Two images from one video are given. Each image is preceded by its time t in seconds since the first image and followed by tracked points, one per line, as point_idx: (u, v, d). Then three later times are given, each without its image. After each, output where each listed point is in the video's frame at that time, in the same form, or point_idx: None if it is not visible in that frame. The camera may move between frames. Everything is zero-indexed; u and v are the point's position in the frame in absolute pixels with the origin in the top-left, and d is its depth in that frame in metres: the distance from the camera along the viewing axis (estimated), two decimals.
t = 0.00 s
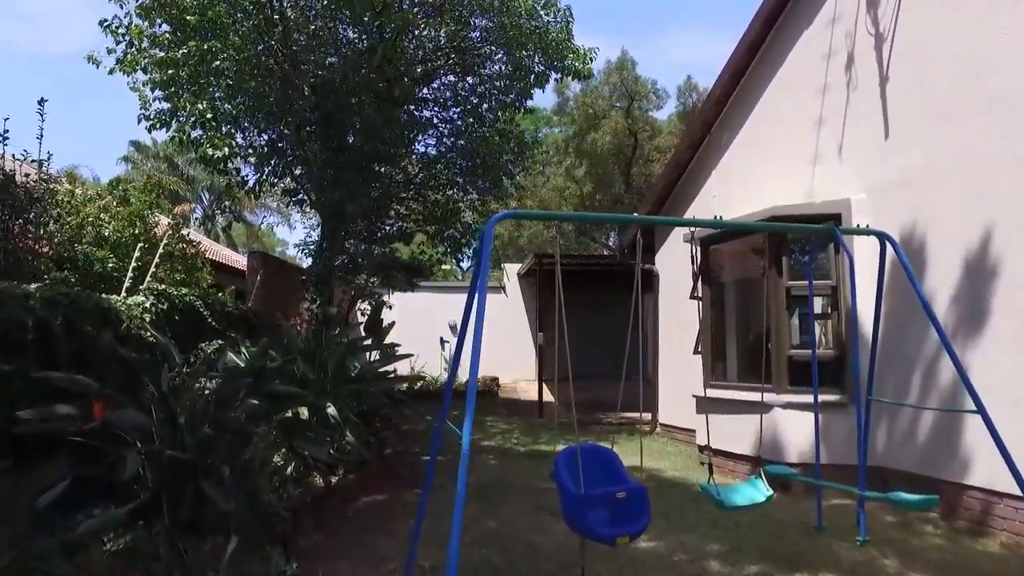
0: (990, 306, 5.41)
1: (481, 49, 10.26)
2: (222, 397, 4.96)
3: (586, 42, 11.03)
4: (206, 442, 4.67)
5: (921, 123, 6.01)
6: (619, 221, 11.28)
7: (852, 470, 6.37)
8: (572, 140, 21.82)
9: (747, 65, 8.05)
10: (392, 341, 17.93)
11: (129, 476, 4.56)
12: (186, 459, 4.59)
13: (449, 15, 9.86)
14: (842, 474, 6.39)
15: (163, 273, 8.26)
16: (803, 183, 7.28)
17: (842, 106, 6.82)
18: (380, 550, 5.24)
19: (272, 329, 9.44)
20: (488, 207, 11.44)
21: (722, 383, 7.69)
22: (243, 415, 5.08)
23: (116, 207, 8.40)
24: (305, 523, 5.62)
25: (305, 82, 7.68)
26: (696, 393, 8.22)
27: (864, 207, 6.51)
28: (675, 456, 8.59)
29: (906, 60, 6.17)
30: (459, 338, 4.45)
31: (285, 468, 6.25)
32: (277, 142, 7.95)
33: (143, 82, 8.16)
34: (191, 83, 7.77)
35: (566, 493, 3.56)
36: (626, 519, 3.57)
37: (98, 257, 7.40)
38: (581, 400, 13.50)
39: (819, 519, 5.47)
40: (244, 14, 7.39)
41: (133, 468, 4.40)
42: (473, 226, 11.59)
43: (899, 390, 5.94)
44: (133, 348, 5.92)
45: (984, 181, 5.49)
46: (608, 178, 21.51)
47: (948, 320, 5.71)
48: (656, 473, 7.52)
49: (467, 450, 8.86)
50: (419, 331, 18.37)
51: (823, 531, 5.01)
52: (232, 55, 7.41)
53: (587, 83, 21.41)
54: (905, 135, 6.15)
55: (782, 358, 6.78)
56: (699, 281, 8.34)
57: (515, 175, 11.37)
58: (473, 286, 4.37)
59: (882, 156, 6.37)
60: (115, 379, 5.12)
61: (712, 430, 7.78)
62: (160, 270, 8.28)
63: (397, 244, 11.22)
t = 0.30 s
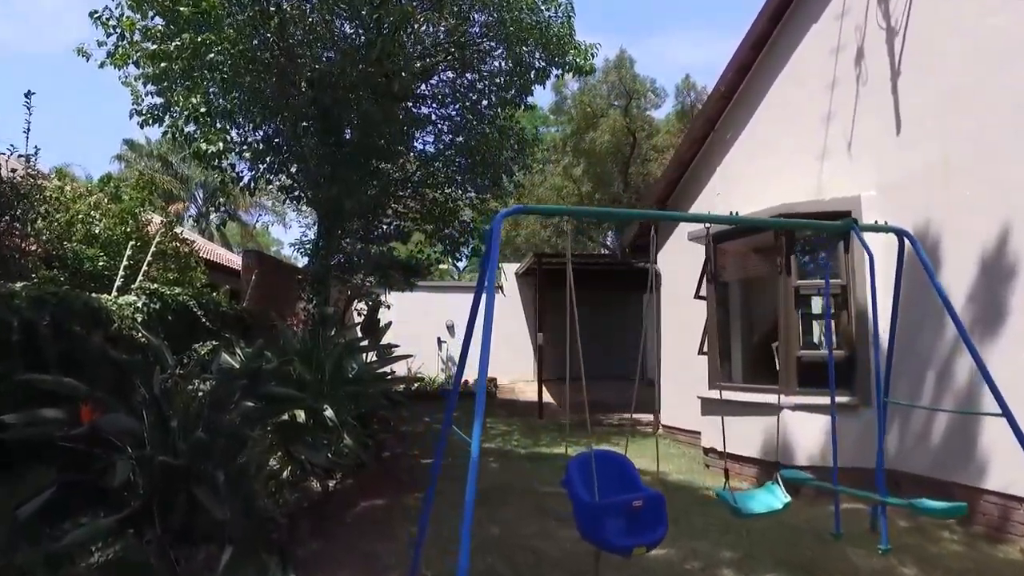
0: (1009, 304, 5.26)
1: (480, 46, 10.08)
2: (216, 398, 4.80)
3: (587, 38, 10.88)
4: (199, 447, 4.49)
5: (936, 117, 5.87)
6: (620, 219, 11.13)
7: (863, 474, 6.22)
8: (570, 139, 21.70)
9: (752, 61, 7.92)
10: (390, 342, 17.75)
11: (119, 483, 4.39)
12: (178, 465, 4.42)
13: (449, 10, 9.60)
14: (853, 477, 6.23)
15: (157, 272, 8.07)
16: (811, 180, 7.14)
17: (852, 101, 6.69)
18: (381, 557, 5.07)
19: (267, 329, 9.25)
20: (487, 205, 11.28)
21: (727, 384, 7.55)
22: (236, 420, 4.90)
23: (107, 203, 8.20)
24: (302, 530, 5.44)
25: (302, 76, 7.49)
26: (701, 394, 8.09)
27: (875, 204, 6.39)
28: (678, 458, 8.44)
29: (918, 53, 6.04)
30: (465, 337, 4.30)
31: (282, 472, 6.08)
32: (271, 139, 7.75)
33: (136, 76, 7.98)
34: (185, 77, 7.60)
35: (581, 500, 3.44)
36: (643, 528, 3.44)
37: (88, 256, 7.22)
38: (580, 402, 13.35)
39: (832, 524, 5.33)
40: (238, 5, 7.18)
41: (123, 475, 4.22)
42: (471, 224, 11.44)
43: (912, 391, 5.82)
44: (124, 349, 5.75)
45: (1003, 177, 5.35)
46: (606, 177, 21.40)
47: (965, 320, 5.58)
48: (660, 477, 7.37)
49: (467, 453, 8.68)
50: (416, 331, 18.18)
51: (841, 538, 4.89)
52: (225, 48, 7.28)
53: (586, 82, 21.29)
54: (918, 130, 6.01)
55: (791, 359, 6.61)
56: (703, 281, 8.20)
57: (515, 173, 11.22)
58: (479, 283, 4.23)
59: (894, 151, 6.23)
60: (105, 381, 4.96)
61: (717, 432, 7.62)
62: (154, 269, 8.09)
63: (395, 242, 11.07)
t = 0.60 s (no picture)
0: None
1: (479, 41, 9.95)
2: (210, 402, 4.60)
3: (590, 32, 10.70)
4: (191, 452, 4.30)
5: (953, 111, 5.70)
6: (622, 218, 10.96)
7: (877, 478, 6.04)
8: (569, 137, 21.54)
9: (758, 56, 7.75)
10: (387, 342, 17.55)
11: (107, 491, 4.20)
12: (169, 473, 4.23)
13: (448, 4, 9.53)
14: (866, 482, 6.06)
15: (149, 270, 7.86)
16: (820, 176, 6.97)
17: (864, 95, 6.52)
18: (380, 566, 4.87)
19: (262, 329, 9.05)
20: (487, 203, 11.10)
21: (734, 385, 7.37)
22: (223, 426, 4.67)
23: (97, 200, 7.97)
24: (299, 538, 5.24)
25: (299, 68, 7.28)
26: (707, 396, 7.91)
27: (889, 200, 6.22)
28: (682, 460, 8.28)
29: (934, 46, 5.87)
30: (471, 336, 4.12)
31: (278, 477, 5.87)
32: (267, 133, 7.58)
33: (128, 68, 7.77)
34: (178, 69, 7.39)
35: (597, 511, 3.33)
36: (664, 538, 3.33)
37: (77, 253, 7.01)
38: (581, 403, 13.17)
39: (847, 530, 5.17)
40: None
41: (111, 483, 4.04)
42: (471, 222, 11.26)
43: (928, 392, 5.64)
44: (113, 350, 5.55)
45: None
46: (606, 176, 21.24)
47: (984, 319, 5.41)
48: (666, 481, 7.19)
49: (468, 456, 8.49)
50: (414, 331, 17.99)
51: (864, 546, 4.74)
52: (220, 39, 7.08)
53: (585, 79, 21.13)
54: (935, 124, 5.84)
55: (802, 360, 6.44)
56: (708, 279, 8.03)
57: (516, 170, 11.03)
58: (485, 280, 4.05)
59: (909, 146, 6.06)
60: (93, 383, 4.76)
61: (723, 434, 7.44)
62: (147, 267, 7.89)
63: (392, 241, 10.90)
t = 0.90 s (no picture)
0: None
1: (479, 36, 9.76)
2: (202, 404, 4.41)
3: (592, 27, 10.52)
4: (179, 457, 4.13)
5: (972, 105, 5.53)
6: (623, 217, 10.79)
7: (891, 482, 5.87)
8: (567, 136, 21.39)
9: (765, 50, 7.58)
10: (384, 342, 17.34)
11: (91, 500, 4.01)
12: (157, 481, 4.04)
13: None
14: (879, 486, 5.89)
15: (140, 269, 7.64)
16: (829, 172, 6.81)
17: (875, 89, 6.35)
18: None
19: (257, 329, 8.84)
20: (485, 201, 10.91)
21: (740, 387, 7.21)
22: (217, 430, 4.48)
23: (85, 196, 7.72)
24: (293, 547, 5.05)
25: (295, 60, 7.09)
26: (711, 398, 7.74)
27: (902, 197, 6.07)
28: (686, 463, 8.11)
29: (949, 38, 5.71)
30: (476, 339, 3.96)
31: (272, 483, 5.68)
32: (262, 128, 7.34)
33: (119, 61, 7.57)
34: (170, 61, 7.19)
35: (611, 523, 3.17)
36: (681, 552, 3.20)
37: (65, 251, 6.77)
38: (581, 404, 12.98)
39: (861, 537, 5.00)
40: None
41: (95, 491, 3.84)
42: (470, 221, 11.05)
43: (943, 395, 5.49)
44: (100, 351, 5.33)
45: None
46: (605, 175, 21.11)
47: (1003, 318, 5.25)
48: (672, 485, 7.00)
49: (467, 459, 8.30)
50: (412, 332, 17.78)
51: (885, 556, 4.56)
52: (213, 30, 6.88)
53: (584, 77, 21.03)
54: (951, 118, 5.68)
55: (812, 360, 6.28)
56: (714, 279, 7.86)
57: (516, 167, 10.85)
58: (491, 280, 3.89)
59: (923, 141, 5.91)
60: (77, 386, 4.56)
61: (729, 437, 7.26)
62: (137, 266, 7.66)
63: (389, 240, 10.68)
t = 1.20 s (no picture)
0: None
1: (478, 30, 9.59)
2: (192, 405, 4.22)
3: (593, 20, 10.34)
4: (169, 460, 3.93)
5: (991, 95, 5.36)
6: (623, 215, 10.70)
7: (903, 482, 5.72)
8: (564, 133, 21.15)
9: (771, 43, 7.41)
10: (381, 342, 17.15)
11: (75, 505, 3.81)
12: (145, 485, 3.84)
13: None
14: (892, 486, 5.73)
15: (131, 266, 7.43)
16: (838, 166, 6.65)
17: (887, 81, 6.19)
18: None
19: (251, 327, 8.65)
20: (485, 197, 10.72)
21: (747, 386, 7.05)
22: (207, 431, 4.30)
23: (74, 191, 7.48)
24: (288, 553, 4.86)
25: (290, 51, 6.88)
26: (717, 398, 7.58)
27: (914, 190, 5.92)
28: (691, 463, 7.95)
29: (965, 27, 5.55)
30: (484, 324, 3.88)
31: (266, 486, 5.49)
32: (257, 123, 7.14)
33: (108, 52, 7.37)
34: (161, 51, 6.97)
35: (625, 528, 3.00)
36: (698, 561, 3.02)
37: (52, 246, 6.56)
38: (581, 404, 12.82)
39: (877, 542, 4.83)
40: None
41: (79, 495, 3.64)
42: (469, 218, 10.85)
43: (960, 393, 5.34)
44: (88, 350, 5.13)
45: None
46: (604, 173, 20.95)
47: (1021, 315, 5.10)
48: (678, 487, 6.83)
49: (466, 461, 8.11)
50: (409, 331, 17.59)
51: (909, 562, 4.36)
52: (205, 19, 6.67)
53: (583, 74, 20.89)
54: (967, 109, 5.53)
55: (822, 359, 6.13)
56: (720, 275, 7.70)
57: (516, 163, 10.67)
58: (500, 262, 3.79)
59: (937, 133, 5.76)
60: (62, 386, 4.37)
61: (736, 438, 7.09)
62: (128, 262, 7.45)
63: (385, 238, 10.44)
